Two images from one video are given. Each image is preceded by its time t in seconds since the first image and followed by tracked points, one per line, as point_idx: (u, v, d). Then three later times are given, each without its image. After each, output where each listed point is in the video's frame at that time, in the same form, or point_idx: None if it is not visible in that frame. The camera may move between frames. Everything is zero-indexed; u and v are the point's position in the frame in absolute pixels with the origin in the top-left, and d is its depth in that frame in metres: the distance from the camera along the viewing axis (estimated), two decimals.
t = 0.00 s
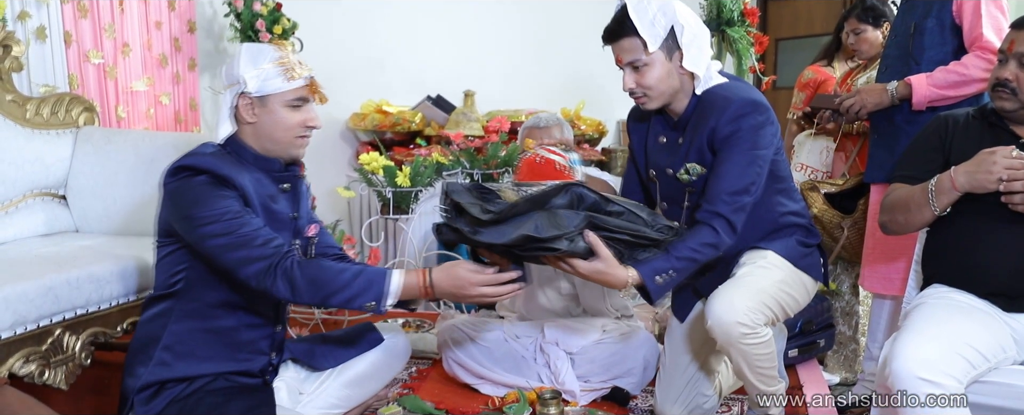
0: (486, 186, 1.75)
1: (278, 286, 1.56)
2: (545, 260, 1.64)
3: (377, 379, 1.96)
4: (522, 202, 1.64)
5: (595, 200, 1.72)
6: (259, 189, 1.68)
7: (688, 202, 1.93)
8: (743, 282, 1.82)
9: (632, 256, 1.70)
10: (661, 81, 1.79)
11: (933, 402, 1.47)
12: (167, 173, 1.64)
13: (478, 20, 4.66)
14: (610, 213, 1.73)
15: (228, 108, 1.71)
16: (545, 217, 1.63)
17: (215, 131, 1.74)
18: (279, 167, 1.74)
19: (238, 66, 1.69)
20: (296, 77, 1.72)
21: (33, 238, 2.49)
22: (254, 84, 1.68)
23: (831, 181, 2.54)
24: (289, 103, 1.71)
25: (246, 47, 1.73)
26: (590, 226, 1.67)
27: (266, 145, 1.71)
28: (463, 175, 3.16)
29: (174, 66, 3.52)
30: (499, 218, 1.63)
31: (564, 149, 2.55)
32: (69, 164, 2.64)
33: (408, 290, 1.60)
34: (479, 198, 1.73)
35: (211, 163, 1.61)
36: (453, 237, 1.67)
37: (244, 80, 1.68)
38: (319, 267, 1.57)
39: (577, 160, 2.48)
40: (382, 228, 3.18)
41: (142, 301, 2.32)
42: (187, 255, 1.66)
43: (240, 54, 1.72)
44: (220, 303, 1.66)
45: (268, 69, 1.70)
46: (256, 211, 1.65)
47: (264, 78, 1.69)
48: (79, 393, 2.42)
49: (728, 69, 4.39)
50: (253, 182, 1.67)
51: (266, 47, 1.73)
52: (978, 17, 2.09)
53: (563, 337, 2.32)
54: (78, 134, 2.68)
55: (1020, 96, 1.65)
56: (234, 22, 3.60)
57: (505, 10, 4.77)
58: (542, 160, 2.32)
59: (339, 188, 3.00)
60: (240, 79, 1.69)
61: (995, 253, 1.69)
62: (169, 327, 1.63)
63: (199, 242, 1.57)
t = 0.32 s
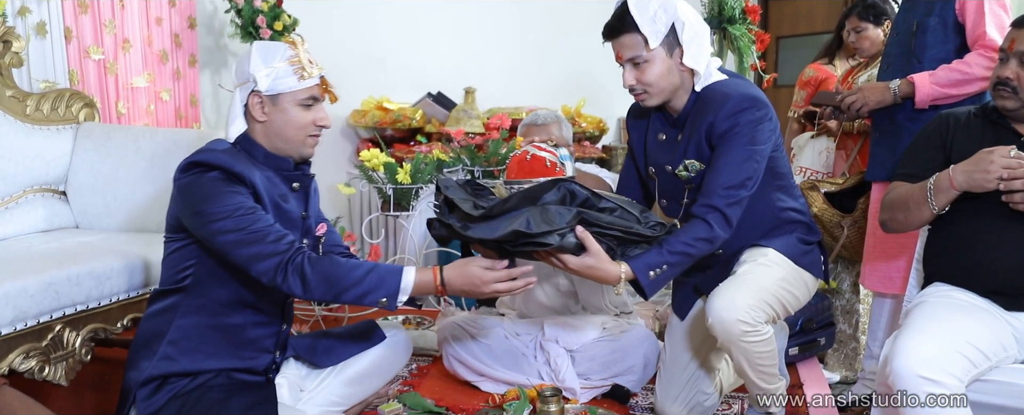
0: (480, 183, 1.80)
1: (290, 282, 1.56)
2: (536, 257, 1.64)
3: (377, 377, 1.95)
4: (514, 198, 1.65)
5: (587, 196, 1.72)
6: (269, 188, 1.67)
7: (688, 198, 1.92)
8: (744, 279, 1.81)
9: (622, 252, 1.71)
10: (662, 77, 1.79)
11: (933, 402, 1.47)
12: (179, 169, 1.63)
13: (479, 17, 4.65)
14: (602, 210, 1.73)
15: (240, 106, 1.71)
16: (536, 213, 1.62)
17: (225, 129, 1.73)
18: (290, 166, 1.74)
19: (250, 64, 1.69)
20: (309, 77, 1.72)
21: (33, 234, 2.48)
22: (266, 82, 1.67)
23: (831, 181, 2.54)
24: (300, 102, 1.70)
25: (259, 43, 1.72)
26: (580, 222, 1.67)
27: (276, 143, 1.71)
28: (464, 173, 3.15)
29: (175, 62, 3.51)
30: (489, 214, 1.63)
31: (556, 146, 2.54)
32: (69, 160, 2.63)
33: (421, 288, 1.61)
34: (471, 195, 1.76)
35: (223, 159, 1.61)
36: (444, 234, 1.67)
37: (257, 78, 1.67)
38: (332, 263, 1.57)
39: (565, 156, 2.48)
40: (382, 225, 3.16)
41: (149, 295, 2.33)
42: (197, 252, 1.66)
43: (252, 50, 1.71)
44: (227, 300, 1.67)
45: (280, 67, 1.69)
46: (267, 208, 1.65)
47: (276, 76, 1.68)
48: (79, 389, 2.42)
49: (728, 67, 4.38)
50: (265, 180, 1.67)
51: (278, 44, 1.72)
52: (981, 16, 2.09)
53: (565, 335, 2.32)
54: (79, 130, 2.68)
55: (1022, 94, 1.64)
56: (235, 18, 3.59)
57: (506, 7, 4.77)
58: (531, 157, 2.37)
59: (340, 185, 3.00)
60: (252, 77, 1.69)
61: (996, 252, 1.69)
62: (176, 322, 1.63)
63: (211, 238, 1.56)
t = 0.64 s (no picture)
0: (476, 179, 1.80)
1: (300, 280, 1.55)
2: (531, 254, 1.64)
3: (379, 375, 1.95)
4: (509, 195, 1.64)
5: (581, 194, 1.71)
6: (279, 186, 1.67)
7: (688, 195, 1.92)
8: (745, 277, 1.81)
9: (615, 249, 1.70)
10: (667, 70, 1.78)
11: (933, 402, 1.48)
12: (190, 166, 1.63)
13: (480, 15, 4.65)
14: (597, 208, 1.72)
15: (251, 104, 1.70)
16: (529, 211, 1.63)
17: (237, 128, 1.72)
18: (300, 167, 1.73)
19: (262, 64, 1.68)
20: (320, 78, 1.71)
21: (34, 230, 2.48)
22: (277, 82, 1.67)
23: (831, 179, 2.53)
24: (311, 102, 1.70)
25: (274, 42, 1.72)
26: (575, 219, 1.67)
27: (287, 144, 1.70)
28: (466, 170, 3.13)
29: (176, 59, 3.50)
30: (483, 211, 1.63)
31: (550, 142, 2.53)
32: (69, 156, 2.63)
33: (432, 286, 1.62)
34: (467, 192, 1.76)
35: (233, 157, 1.61)
36: (438, 232, 1.67)
37: (268, 78, 1.67)
38: (343, 261, 1.57)
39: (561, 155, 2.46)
40: (382, 223, 3.15)
41: (153, 291, 2.34)
42: (205, 247, 1.65)
43: (265, 49, 1.71)
44: (232, 297, 1.66)
45: (292, 67, 1.69)
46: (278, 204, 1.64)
47: (287, 76, 1.68)
48: (80, 385, 2.42)
49: (730, 65, 4.38)
50: (275, 178, 1.67)
51: (291, 44, 1.72)
52: (986, 15, 2.08)
53: (566, 333, 2.32)
54: (80, 126, 2.68)
55: None
56: (236, 15, 3.59)
57: (507, 4, 4.76)
58: (526, 155, 2.40)
59: (341, 182, 2.98)
60: (263, 77, 1.68)
61: (997, 251, 1.69)
62: (180, 318, 1.62)
63: (220, 235, 1.56)
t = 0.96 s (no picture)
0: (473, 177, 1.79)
1: (305, 279, 1.55)
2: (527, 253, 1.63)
3: (379, 374, 1.95)
4: (505, 195, 1.64)
5: (577, 194, 1.71)
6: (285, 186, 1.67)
7: (688, 194, 1.92)
8: (745, 277, 1.81)
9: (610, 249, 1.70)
10: (675, 64, 1.78)
11: (933, 402, 1.48)
12: (198, 164, 1.64)
13: (481, 13, 4.64)
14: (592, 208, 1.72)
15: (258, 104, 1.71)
16: (525, 211, 1.63)
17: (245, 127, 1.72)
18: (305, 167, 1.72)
19: (270, 64, 1.68)
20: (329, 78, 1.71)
21: (35, 227, 2.49)
22: (285, 82, 1.67)
23: (833, 179, 2.53)
24: (319, 103, 1.69)
25: (284, 42, 1.72)
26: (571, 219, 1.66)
27: (293, 143, 1.70)
28: (467, 167, 3.11)
29: (177, 56, 3.50)
30: (480, 211, 1.63)
31: (549, 141, 2.54)
32: (70, 153, 2.63)
33: (439, 284, 1.63)
34: (464, 190, 1.76)
35: (241, 155, 1.61)
36: (433, 230, 1.67)
37: (276, 78, 1.66)
38: (349, 260, 1.57)
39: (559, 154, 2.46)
40: (383, 222, 3.28)
41: (155, 288, 2.34)
42: (210, 244, 1.65)
43: (274, 49, 1.71)
44: (234, 296, 1.66)
45: (300, 68, 1.68)
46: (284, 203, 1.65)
47: (296, 76, 1.67)
48: (80, 382, 2.42)
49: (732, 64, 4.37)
50: (281, 177, 1.67)
51: (300, 44, 1.72)
52: (990, 15, 2.08)
53: (566, 332, 2.32)
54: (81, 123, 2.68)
55: None
56: (237, 13, 3.59)
57: (508, 3, 4.76)
58: (525, 153, 2.38)
59: (341, 181, 2.97)
60: (271, 77, 1.68)
61: (997, 251, 1.69)
62: (183, 316, 1.62)
63: (226, 233, 1.56)
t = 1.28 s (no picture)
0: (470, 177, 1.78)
1: (306, 279, 1.55)
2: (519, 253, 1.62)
3: (378, 372, 1.95)
4: (501, 195, 1.60)
5: (573, 195, 1.67)
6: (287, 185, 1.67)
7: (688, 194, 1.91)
8: (746, 277, 1.81)
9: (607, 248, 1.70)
10: (677, 62, 1.78)
11: (933, 402, 1.48)
12: (200, 162, 1.63)
13: (481, 12, 4.64)
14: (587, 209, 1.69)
15: (262, 101, 1.69)
16: (520, 213, 1.60)
17: (246, 125, 1.72)
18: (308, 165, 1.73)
19: (273, 62, 1.68)
20: (332, 77, 1.71)
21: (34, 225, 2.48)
22: (288, 81, 1.66)
23: (834, 179, 2.53)
24: (322, 102, 1.69)
25: (286, 41, 1.72)
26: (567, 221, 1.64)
27: (296, 142, 1.70)
28: (467, 167, 3.11)
29: (177, 54, 3.49)
30: (475, 212, 1.61)
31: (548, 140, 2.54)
32: (70, 150, 2.63)
33: (439, 283, 1.63)
34: (461, 190, 1.75)
35: (243, 153, 1.60)
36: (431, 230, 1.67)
37: (279, 76, 1.66)
38: (349, 261, 1.57)
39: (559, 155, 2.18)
40: (383, 220, 3.22)
41: (154, 286, 2.34)
42: (211, 242, 1.65)
43: (276, 47, 1.71)
44: (236, 294, 1.65)
45: (304, 67, 1.68)
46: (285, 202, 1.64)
47: (299, 75, 1.67)
48: (80, 380, 2.41)
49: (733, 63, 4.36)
50: (282, 176, 1.67)
51: (303, 43, 1.72)
52: (993, 15, 2.07)
53: (565, 331, 2.31)
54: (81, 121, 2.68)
55: None
56: (237, 11, 3.58)
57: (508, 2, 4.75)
58: (521, 153, 2.05)
59: (342, 179, 2.98)
60: (274, 75, 1.67)
61: (997, 251, 1.68)
62: (183, 314, 1.62)
63: (227, 232, 1.56)
